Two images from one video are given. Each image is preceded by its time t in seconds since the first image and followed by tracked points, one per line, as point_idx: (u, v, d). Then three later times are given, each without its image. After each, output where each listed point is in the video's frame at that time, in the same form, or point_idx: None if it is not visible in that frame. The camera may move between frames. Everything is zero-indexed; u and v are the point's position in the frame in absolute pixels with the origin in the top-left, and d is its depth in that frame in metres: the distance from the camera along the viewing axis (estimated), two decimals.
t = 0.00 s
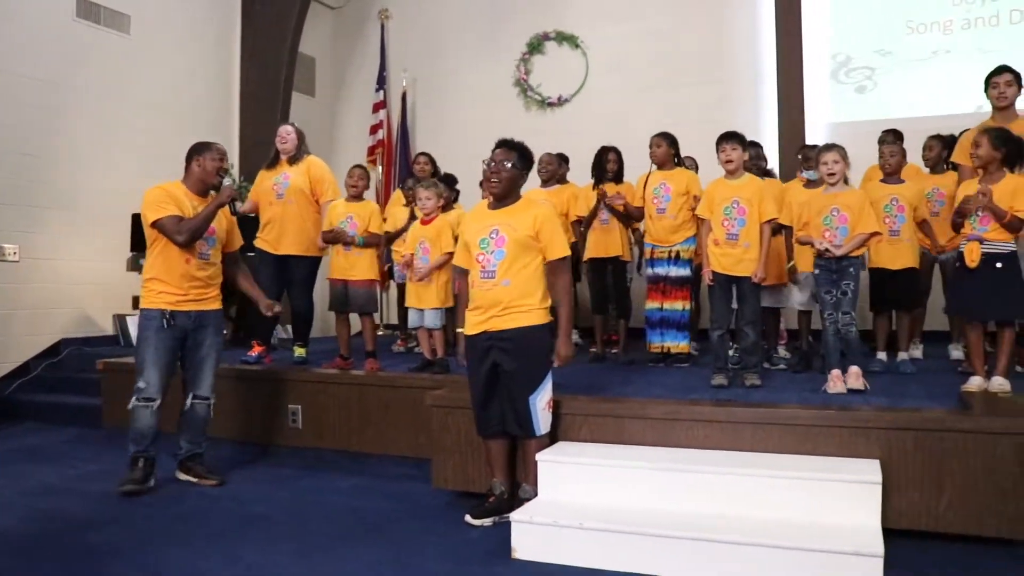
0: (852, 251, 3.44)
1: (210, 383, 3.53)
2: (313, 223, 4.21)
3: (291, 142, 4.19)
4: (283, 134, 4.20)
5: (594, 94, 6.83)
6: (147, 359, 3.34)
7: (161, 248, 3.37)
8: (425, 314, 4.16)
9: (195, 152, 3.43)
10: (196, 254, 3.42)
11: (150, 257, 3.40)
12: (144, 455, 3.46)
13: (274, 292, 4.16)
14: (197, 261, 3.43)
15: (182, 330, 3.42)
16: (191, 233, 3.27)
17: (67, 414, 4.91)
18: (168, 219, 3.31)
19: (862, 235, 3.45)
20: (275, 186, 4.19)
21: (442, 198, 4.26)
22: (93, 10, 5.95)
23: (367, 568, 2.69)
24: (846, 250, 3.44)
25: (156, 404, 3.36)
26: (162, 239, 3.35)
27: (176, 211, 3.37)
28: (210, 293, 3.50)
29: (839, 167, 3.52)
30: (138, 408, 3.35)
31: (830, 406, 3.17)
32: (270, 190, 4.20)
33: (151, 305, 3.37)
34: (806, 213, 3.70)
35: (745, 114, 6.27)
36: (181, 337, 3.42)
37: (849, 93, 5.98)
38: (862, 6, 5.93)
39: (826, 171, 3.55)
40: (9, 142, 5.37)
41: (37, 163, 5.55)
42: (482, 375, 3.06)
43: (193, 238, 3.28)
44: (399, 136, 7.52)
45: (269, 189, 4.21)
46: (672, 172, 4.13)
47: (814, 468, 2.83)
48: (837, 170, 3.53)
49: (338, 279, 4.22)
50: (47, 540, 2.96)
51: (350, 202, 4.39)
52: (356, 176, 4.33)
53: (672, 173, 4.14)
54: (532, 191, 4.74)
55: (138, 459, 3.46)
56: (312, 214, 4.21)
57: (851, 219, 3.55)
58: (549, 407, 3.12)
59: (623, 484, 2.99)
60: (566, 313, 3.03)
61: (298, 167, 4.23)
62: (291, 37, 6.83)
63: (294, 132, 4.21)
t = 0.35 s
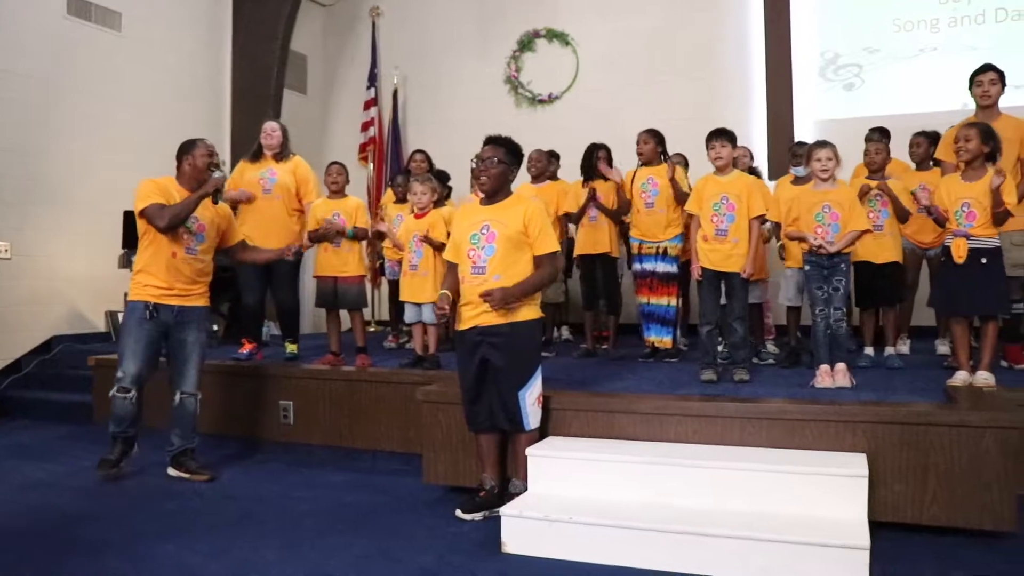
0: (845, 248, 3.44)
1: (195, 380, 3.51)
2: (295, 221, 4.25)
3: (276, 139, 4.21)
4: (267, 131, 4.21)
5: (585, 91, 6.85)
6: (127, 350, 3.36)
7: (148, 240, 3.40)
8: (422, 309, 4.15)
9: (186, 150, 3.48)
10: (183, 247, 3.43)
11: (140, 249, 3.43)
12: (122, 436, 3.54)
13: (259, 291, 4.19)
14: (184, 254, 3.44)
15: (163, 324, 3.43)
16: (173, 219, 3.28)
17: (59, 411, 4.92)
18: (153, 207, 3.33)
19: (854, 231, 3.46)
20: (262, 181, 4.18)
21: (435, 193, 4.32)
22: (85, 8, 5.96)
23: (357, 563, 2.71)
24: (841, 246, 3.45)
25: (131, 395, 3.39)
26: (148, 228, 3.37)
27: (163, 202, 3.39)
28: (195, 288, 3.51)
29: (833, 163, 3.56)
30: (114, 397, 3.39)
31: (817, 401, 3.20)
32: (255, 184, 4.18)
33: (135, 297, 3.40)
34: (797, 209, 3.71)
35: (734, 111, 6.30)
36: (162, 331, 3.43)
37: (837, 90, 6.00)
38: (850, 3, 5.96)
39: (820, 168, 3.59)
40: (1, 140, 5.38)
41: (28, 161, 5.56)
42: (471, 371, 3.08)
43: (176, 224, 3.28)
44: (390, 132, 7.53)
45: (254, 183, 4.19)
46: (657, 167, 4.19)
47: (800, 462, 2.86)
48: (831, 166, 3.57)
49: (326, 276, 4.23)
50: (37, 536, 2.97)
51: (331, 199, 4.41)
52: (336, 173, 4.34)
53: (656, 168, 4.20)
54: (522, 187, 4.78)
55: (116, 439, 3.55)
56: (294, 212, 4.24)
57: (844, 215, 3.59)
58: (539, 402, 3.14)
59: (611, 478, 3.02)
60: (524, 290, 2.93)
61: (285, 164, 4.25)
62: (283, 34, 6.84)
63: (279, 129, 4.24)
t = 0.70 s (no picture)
0: (847, 242, 3.50)
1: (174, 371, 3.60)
2: (286, 213, 4.25)
3: (265, 130, 4.18)
4: (256, 122, 4.18)
5: (579, 84, 6.85)
6: (100, 339, 3.54)
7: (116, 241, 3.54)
8: (416, 300, 4.19)
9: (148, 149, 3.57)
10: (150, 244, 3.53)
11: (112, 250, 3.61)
12: (89, 422, 3.72)
13: (250, 281, 4.17)
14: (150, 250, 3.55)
15: (135, 318, 3.57)
16: (113, 241, 3.44)
17: (52, 399, 4.92)
18: (105, 220, 3.48)
19: (855, 225, 3.51)
20: (256, 171, 4.15)
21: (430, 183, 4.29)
22: None
23: (349, 553, 2.73)
24: (844, 239, 3.50)
25: (102, 381, 3.57)
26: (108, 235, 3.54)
27: (119, 211, 3.53)
28: (167, 282, 3.60)
29: (833, 156, 3.56)
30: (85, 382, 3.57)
31: (808, 393, 3.22)
32: (249, 174, 4.15)
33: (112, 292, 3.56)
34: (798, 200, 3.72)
35: (727, 104, 6.32)
36: (133, 325, 3.58)
37: (831, 84, 6.02)
38: None
39: (821, 160, 3.57)
40: None
41: (22, 149, 5.54)
42: (465, 361, 3.10)
43: (114, 246, 3.44)
44: (385, 123, 7.53)
45: (247, 173, 4.15)
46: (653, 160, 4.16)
47: (791, 453, 2.88)
48: (831, 158, 3.56)
49: (322, 266, 4.24)
50: (30, 524, 2.98)
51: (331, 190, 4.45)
52: (337, 165, 4.35)
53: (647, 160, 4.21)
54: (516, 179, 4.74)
55: (87, 424, 3.74)
56: (285, 204, 4.25)
57: (846, 210, 3.64)
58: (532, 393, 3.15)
59: (602, 468, 3.04)
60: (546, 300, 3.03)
61: (276, 156, 4.24)
62: (278, 25, 6.83)
63: (269, 119, 4.21)
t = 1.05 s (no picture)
0: (855, 241, 3.53)
1: (143, 364, 3.53)
2: (288, 208, 4.24)
3: (270, 126, 4.21)
4: (261, 116, 4.21)
5: (579, 80, 6.85)
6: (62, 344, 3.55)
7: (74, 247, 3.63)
8: (413, 296, 4.21)
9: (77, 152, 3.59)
10: (87, 238, 3.53)
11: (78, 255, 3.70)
12: (87, 425, 3.78)
13: (251, 274, 4.15)
14: (90, 245, 3.52)
15: (93, 317, 3.54)
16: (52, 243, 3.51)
17: (50, 395, 4.92)
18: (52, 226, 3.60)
19: (863, 223, 3.54)
20: (258, 167, 4.14)
21: (429, 179, 4.30)
22: None
23: (347, 549, 2.73)
24: (850, 240, 3.52)
25: (73, 385, 3.58)
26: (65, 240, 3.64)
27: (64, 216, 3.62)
28: (116, 275, 3.54)
29: (843, 150, 3.61)
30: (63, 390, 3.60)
31: (807, 389, 3.22)
32: (251, 170, 4.13)
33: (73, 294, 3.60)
34: (806, 195, 3.71)
35: (727, 100, 6.31)
36: (91, 324, 3.55)
37: (830, 80, 6.02)
38: None
39: (831, 153, 3.62)
40: None
41: (20, 144, 5.53)
42: (464, 357, 3.09)
43: (54, 246, 3.51)
44: (384, 119, 7.52)
45: (249, 169, 4.13)
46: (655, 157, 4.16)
47: (790, 450, 2.88)
48: (841, 152, 3.61)
49: (326, 260, 4.26)
50: (29, 519, 2.99)
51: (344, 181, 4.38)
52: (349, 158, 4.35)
53: (651, 156, 4.19)
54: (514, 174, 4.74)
55: (87, 429, 3.79)
56: (287, 199, 4.24)
57: (854, 206, 3.64)
58: (531, 389, 3.15)
59: (600, 464, 3.03)
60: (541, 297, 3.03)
61: (278, 151, 4.25)
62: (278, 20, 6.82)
63: (272, 115, 4.24)
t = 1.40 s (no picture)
0: (880, 239, 3.50)
1: (143, 355, 3.54)
2: (314, 206, 4.24)
3: (294, 124, 4.23)
4: (285, 115, 4.22)
5: (595, 78, 6.84)
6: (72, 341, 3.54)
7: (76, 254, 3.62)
8: (430, 293, 4.16)
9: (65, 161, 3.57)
10: (94, 242, 3.55)
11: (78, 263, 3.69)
12: (104, 421, 3.79)
13: (275, 273, 4.18)
14: (99, 247, 3.55)
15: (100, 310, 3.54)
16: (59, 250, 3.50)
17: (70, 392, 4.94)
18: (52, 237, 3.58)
19: (888, 222, 3.52)
20: (280, 166, 4.17)
21: (445, 177, 4.32)
22: None
23: (366, 546, 2.73)
24: (875, 239, 3.50)
25: (87, 382, 3.58)
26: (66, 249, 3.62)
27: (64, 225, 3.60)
28: (124, 271, 3.57)
29: (868, 147, 3.58)
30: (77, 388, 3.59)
31: (829, 387, 3.20)
32: (273, 169, 4.17)
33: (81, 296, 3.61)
34: (830, 193, 3.69)
35: (745, 97, 6.29)
36: (99, 319, 3.55)
37: (849, 77, 5.98)
38: None
39: (855, 150, 3.60)
40: (15, 121, 5.40)
41: (41, 143, 5.58)
42: (483, 355, 3.09)
43: (61, 254, 3.50)
44: (401, 118, 7.53)
45: (272, 167, 4.18)
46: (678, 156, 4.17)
47: (812, 448, 2.86)
48: (865, 149, 3.59)
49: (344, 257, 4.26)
50: (50, 515, 3.01)
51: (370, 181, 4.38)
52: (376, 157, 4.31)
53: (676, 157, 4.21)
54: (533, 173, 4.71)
55: (102, 426, 3.80)
56: (312, 195, 4.23)
57: (877, 203, 3.62)
58: (550, 386, 3.15)
59: (619, 462, 3.02)
60: (546, 271, 2.98)
61: (302, 150, 4.25)
62: (295, 18, 6.83)
63: (298, 114, 4.25)
